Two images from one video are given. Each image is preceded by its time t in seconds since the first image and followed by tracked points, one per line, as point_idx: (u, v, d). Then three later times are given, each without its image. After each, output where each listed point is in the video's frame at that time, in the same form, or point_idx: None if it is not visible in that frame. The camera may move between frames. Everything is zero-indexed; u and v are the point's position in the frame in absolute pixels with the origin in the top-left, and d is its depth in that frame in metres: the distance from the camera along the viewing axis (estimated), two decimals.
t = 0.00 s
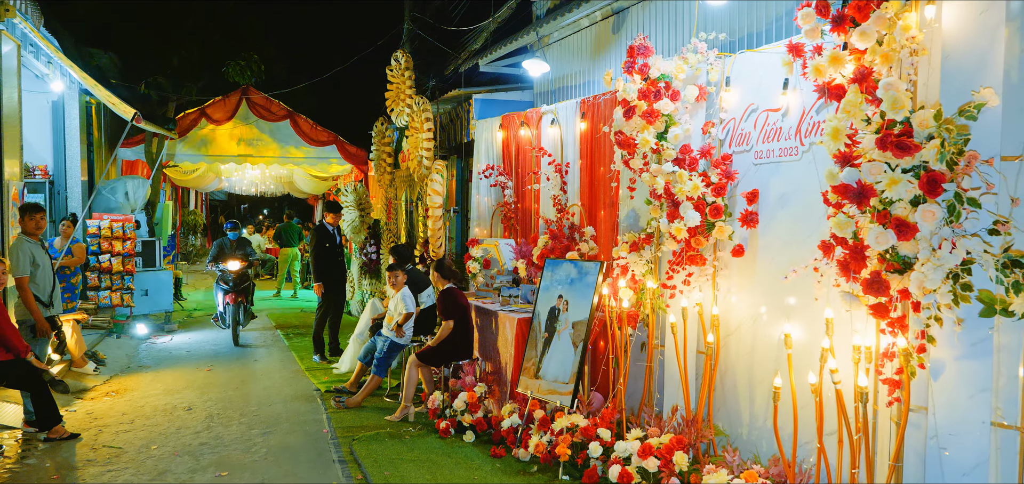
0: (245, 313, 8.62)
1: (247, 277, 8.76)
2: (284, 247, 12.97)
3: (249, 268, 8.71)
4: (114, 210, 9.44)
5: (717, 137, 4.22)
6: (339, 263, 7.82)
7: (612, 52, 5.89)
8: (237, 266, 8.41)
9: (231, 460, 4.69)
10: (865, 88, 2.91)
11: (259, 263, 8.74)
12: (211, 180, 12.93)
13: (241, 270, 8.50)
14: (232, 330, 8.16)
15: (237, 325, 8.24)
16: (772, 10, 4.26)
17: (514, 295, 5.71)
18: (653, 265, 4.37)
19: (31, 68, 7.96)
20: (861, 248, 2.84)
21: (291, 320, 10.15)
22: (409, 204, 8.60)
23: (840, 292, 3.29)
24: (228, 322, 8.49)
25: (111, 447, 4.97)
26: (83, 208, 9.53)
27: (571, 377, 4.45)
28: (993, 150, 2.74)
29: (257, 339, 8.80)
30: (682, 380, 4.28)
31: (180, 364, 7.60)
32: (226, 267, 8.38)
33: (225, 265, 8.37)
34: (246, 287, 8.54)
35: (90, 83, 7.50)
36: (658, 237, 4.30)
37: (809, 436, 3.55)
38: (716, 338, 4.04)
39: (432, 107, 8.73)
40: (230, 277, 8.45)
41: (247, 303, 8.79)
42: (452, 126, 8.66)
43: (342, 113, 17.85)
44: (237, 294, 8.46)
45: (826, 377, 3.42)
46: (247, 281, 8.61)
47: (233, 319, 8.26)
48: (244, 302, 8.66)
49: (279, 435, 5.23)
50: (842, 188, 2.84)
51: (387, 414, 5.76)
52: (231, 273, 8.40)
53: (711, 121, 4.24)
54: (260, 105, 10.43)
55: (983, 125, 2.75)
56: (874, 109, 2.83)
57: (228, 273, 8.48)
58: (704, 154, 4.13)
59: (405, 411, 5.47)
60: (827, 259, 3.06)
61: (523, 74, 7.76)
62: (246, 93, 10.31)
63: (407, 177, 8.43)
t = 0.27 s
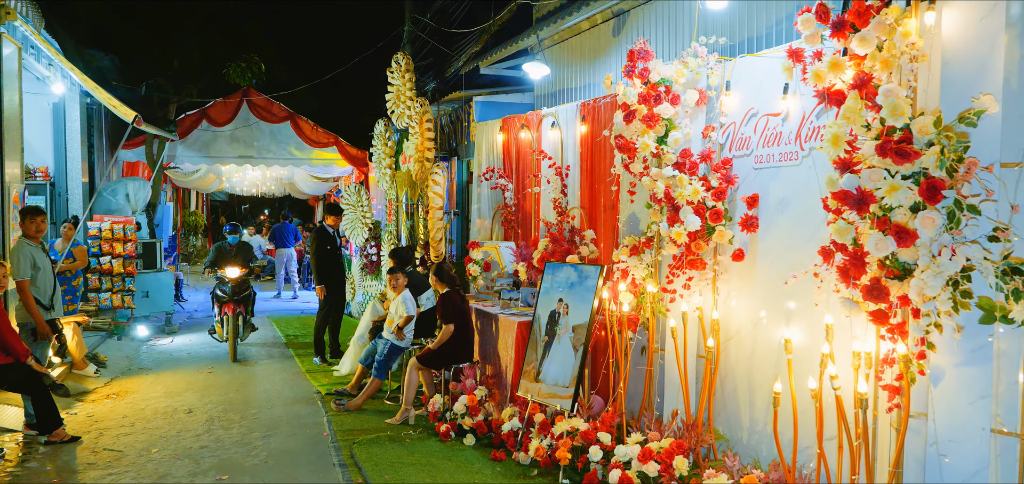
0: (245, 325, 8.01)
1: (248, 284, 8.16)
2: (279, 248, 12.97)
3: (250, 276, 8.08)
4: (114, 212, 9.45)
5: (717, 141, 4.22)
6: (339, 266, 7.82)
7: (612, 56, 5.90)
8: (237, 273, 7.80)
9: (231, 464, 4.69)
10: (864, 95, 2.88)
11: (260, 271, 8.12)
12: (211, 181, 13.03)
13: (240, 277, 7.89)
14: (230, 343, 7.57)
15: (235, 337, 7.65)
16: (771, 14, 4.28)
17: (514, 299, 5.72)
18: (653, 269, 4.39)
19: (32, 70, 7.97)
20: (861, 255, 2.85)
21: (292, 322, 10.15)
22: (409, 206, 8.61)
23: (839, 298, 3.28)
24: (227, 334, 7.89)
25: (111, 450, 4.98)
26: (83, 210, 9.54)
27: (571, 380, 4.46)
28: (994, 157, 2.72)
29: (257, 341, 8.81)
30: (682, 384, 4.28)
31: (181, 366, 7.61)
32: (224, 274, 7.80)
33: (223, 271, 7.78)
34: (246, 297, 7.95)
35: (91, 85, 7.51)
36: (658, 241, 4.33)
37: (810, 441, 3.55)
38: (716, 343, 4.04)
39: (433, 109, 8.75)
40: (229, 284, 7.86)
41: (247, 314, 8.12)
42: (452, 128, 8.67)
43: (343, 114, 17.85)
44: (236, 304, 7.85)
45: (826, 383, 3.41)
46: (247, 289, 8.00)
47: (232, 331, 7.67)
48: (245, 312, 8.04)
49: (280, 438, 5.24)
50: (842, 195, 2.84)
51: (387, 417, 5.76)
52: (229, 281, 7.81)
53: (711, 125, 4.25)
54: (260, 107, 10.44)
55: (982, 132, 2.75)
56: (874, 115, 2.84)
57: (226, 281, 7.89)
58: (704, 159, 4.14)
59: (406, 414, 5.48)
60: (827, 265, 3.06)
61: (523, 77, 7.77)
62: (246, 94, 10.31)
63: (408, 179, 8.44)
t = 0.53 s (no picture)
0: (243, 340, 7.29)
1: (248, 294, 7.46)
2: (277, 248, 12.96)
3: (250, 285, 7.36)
4: (116, 214, 9.47)
5: (717, 146, 4.23)
6: (339, 268, 7.82)
7: (614, 60, 5.89)
8: (236, 283, 7.07)
9: (232, 467, 4.70)
10: (866, 101, 2.93)
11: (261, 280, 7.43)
12: (211, 182, 13.08)
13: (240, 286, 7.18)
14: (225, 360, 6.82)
15: (231, 354, 6.93)
16: (772, 19, 4.28)
17: (514, 302, 5.74)
18: (653, 273, 4.40)
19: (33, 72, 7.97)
20: (862, 261, 2.85)
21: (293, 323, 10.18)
22: (410, 208, 8.63)
23: (840, 304, 3.27)
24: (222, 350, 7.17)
25: (113, 453, 4.99)
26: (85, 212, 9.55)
27: (571, 385, 4.46)
28: (994, 165, 2.73)
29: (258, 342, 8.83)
30: (683, 389, 4.28)
31: (182, 368, 7.63)
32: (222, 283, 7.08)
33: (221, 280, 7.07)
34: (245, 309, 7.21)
35: (93, 88, 7.53)
36: (658, 246, 4.33)
37: (810, 446, 3.56)
38: (716, 347, 4.05)
39: (434, 111, 8.76)
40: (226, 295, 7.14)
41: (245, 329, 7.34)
42: (452, 130, 8.67)
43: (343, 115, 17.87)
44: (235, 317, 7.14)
45: (826, 389, 3.41)
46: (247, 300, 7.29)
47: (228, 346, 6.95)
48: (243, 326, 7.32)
49: (280, 441, 5.24)
50: (843, 201, 2.84)
51: (388, 420, 5.76)
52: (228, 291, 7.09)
53: (711, 129, 4.25)
54: (263, 108, 10.39)
55: (983, 139, 2.75)
56: (875, 121, 2.85)
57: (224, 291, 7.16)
58: (705, 164, 4.14)
59: (407, 417, 5.49)
60: (827, 271, 3.06)
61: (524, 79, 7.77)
62: (247, 96, 10.23)
63: (409, 181, 8.46)
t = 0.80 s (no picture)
0: (244, 360, 6.49)
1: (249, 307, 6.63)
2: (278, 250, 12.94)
3: (252, 298, 6.53)
4: (117, 216, 9.47)
5: (719, 151, 4.23)
6: (341, 270, 7.81)
7: (616, 64, 5.88)
8: (236, 297, 6.24)
9: (233, 472, 4.70)
10: (867, 109, 2.90)
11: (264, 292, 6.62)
12: (212, 183, 13.12)
13: (241, 299, 6.35)
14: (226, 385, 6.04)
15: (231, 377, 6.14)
16: (773, 24, 4.28)
17: (516, 306, 5.73)
18: (655, 277, 4.41)
19: (34, 75, 7.96)
20: (864, 269, 2.85)
21: (294, 325, 10.18)
22: (411, 210, 8.62)
23: (842, 312, 3.26)
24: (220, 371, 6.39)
25: (114, 457, 4.99)
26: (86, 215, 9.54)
27: (572, 390, 4.46)
28: (996, 173, 2.72)
29: (259, 345, 8.82)
30: (684, 394, 4.28)
31: (183, 371, 7.63)
32: (219, 296, 6.25)
33: (218, 293, 6.24)
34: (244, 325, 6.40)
35: (94, 91, 7.53)
36: (660, 250, 4.35)
37: (811, 453, 3.55)
38: (717, 353, 4.05)
39: (435, 113, 8.75)
40: (223, 309, 6.32)
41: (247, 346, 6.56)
42: (454, 132, 8.66)
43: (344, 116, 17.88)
44: (234, 334, 6.33)
45: (828, 397, 3.40)
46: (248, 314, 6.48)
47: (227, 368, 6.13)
48: (244, 344, 6.51)
49: (281, 445, 5.24)
50: (844, 209, 2.85)
51: (389, 424, 5.76)
52: (226, 305, 6.27)
53: (713, 134, 4.27)
54: (263, 110, 10.37)
55: (984, 147, 2.74)
56: (877, 129, 2.85)
57: (221, 305, 6.33)
58: (707, 169, 4.15)
59: (408, 421, 5.49)
60: (829, 278, 3.06)
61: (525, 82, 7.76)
62: (247, 98, 10.24)
63: (410, 183, 8.46)
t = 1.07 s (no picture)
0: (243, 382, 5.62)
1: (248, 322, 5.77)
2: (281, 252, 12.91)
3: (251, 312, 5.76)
4: (118, 218, 9.49)
5: (721, 157, 4.23)
6: (342, 274, 7.82)
7: (617, 67, 5.88)
8: (235, 310, 5.45)
9: (234, 476, 4.70)
10: (869, 117, 2.93)
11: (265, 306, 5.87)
12: (212, 184, 13.13)
13: (240, 312, 5.57)
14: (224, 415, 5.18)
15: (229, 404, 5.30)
16: (775, 28, 4.27)
17: (517, 310, 5.73)
18: (657, 282, 4.42)
19: (35, 78, 7.96)
20: (865, 277, 2.86)
21: (295, 327, 10.19)
22: (413, 212, 8.62)
23: (843, 319, 3.26)
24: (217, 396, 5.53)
25: (115, 462, 5.00)
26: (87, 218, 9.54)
27: (574, 395, 4.46)
28: (998, 182, 2.70)
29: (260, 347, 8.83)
30: (686, 400, 4.27)
31: (184, 374, 7.64)
32: (214, 310, 5.45)
33: (213, 307, 5.45)
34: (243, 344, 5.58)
35: (97, 94, 7.55)
36: (661, 255, 4.35)
37: (813, 460, 3.55)
38: (718, 359, 4.06)
39: (437, 116, 8.74)
40: (220, 325, 5.50)
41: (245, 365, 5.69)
42: (455, 135, 8.65)
43: (346, 117, 17.89)
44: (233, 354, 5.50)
45: (830, 404, 3.40)
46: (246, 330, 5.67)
47: (222, 393, 5.32)
48: (243, 365, 5.70)
49: (282, 449, 5.25)
50: (845, 218, 2.85)
51: (390, 428, 5.76)
52: (222, 320, 5.46)
53: (714, 140, 4.26)
54: (265, 112, 10.44)
55: (985, 157, 2.72)
56: (878, 136, 2.86)
57: (218, 320, 5.52)
58: (708, 174, 4.16)
59: (409, 425, 5.49)
60: (830, 286, 3.06)
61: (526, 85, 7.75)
62: (248, 100, 10.30)
63: (411, 186, 8.47)
